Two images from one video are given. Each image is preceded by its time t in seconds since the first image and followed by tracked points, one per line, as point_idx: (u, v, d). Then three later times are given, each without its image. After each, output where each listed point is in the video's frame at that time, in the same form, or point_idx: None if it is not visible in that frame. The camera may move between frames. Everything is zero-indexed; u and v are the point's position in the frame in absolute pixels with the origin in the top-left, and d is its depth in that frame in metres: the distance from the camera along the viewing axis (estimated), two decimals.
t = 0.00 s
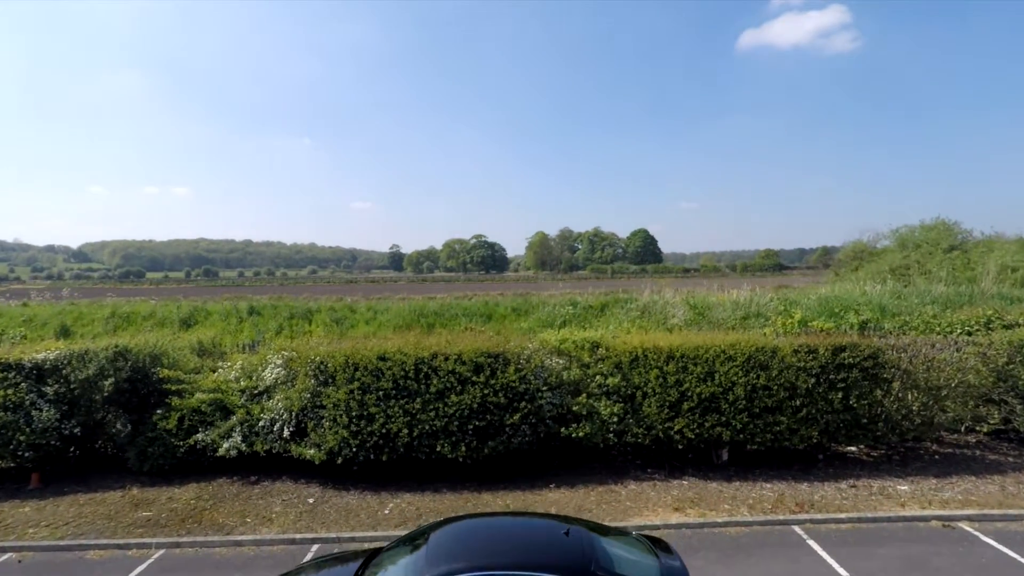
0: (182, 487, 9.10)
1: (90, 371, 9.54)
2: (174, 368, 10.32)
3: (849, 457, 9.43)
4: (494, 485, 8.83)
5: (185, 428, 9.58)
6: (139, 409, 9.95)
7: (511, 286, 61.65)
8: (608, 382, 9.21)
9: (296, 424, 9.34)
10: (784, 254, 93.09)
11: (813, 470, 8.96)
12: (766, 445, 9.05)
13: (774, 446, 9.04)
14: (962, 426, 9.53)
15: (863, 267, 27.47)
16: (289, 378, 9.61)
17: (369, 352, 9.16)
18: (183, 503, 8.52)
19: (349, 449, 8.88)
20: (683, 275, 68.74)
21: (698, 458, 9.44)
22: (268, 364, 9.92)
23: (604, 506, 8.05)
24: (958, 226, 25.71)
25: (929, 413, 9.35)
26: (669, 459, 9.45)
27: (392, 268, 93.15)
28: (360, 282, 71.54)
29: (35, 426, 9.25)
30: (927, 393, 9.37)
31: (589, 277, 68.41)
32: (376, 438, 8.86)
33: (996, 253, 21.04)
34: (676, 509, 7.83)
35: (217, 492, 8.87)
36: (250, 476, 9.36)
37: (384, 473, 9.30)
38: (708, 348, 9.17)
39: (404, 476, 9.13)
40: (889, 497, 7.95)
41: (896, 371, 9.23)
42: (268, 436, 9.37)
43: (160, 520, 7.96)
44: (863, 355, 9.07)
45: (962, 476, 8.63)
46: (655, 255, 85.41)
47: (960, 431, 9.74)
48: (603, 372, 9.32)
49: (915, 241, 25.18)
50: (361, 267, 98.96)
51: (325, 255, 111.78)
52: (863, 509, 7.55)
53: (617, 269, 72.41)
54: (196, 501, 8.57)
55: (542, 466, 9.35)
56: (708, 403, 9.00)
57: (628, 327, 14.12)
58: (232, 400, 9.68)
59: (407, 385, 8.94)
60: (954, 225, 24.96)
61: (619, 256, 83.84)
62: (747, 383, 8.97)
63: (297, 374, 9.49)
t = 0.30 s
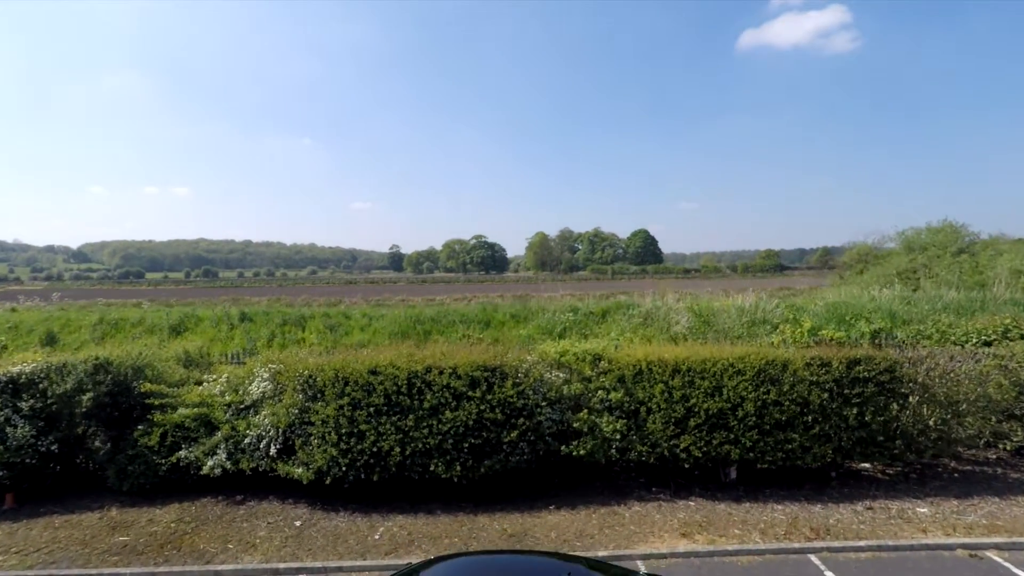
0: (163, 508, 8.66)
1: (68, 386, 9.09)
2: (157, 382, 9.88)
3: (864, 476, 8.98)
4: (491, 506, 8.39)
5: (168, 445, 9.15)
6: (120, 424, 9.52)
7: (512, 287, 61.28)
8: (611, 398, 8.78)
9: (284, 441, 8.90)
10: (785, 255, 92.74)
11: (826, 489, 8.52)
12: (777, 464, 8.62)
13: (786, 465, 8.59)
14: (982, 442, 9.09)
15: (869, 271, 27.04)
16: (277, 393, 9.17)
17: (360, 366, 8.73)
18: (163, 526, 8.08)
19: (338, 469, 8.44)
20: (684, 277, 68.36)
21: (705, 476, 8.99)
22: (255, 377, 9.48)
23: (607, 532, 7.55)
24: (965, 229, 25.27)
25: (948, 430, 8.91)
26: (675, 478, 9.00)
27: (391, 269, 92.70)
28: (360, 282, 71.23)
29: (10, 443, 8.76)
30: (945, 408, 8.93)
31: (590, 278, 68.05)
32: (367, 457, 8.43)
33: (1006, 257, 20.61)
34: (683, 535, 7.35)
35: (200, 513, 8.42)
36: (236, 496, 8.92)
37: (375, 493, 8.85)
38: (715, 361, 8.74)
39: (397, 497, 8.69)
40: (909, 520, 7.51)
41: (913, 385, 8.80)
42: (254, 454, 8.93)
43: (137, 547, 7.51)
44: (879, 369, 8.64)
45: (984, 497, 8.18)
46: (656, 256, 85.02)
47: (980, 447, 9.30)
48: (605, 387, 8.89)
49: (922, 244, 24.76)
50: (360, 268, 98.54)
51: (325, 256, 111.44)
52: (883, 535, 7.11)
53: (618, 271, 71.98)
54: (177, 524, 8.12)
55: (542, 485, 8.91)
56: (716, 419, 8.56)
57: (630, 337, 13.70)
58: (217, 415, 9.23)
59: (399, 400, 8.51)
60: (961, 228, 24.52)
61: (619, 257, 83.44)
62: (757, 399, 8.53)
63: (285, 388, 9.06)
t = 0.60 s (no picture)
0: (140, 533, 8.19)
1: (41, 403, 8.60)
2: (137, 398, 9.40)
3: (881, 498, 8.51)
4: (487, 531, 7.93)
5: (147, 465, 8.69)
6: (98, 442, 9.03)
7: (513, 287, 60.88)
8: (614, 416, 8.30)
9: (268, 461, 8.42)
10: (787, 256, 92.30)
11: (842, 513, 8.05)
12: (790, 487, 8.15)
13: (799, 488, 8.12)
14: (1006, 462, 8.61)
15: (876, 275, 26.55)
16: (261, 410, 8.69)
17: (350, 382, 8.27)
18: (139, 553, 7.61)
19: (325, 491, 7.97)
20: (686, 278, 67.94)
21: (713, 498, 8.52)
22: (239, 393, 9.01)
23: (610, 562, 7.05)
24: (975, 233, 24.77)
25: (971, 450, 8.43)
26: (681, 500, 8.53)
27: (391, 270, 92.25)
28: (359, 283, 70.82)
29: None
30: (968, 427, 8.44)
31: (590, 279, 67.61)
32: (356, 480, 7.96)
33: (1019, 263, 20.10)
34: (693, 566, 6.86)
35: (179, 539, 7.95)
36: (217, 519, 8.44)
37: (365, 516, 8.38)
38: (724, 378, 8.27)
39: (388, 521, 8.22)
40: (934, 550, 7.02)
41: (934, 403, 8.33)
42: (237, 475, 8.47)
43: None
44: (898, 386, 8.16)
45: (1010, 523, 7.70)
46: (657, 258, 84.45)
47: (1003, 467, 8.82)
48: (607, 404, 8.43)
49: (930, 249, 24.27)
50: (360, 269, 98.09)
51: (325, 256, 111.03)
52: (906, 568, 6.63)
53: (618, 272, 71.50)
54: (153, 551, 7.65)
55: (541, 508, 8.44)
56: (725, 439, 8.09)
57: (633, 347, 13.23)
58: (199, 433, 8.76)
59: (390, 419, 8.04)
60: (971, 232, 24.02)
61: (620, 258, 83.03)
62: (769, 418, 8.06)
63: (270, 405, 8.58)
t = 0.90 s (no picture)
0: (112, 565, 7.68)
1: (6, 425, 8.05)
2: (111, 418, 8.89)
3: (902, 525, 7.98)
4: (481, 563, 7.42)
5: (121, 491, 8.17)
6: (69, 466, 8.51)
7: (513, 289, 60.43)
8: (616, 439, 7.80)
9: (249, 487, 7.91)
10: (789, 258, 91.80)
11: (861, 544, 7.54)
12: (805, 515, 7.64)
13: (815, 516, 7.60)
14: None
15: (883, 279, 26.03)
16: (242, 432, 8.17)
17: (335, 403, 7.77)
18: None
19: (308, 521, 7.47)
20: (687, 279, 67.47)
21: (723, 526, 8.00)
22: (219, 413, 8.49)
23: None
24: (984, 237, 24.24)
25: (999, 476, 7.89)
26: (689, 528, 8.02)
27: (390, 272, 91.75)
28: (358, 285, 70.38)
29: None
30: (995, 451, 7.91)
31: (591, 281, 67.16)
32: (341, 508, 7.47)
33: None
34: None
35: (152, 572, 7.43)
36: (195, 548, 7.94)
37: (352, 546, 7.87)
38: (734, 398, 7.77)
39: (376, 551, 7.72)
40: None
41: (960, 426, 7.79)
42: (215, 502, 7.95)
43: None
44: (920, 408, 7.64)
45: None
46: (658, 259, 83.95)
47: None
48: (610, 426, 7.92)
49: (939, 254, 23.75)
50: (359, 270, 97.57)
51: (324, 257, 110.65)
52: None
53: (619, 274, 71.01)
54: None
55: (539, 537, 7.92)
56: (735, 465, 7.59)
57: (635, 359, 12.73)
58: (175, 457, 8.24)
59: (377, 444, 7.54)
60: (981, 237, 23.49)
61: (621, 259, 82.56)
62: (782, 442, 7.55)
63: (251, 427, 8.06)
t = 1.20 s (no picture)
0: None
1: None
2: (80, 443, 8.35)
3: (927, 562, 7.43)
4: None
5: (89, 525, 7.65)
6: (35, 496, 7.97)
7: (513, 290, 59.93)
8: (619, 470, 7.25)
9: (224, 522, 7.36)
10: (791, 258, 91.19)
11: None
12: (824, 553, 7.08)
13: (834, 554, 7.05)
14: None
15: (891, 284, 25.46)
16: (217, 460, 7.60)
17: (316, 430, 7.19)
18: None
19: (286, 560, 6.93)
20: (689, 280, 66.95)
21: (734, 562, 7.45)
22: (194, 440, 7.93)
23: None
24: (995, 240, 23.66)
25: None
26: (697, 565, 7.47)
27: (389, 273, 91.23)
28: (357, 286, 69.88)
29: None
30: None
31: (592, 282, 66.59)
32: (322, 546, 6.94)
33: None
34: None
35: None
36: None
37: None
38: (746, 426, 7.21)
39: None
40: None
41: (991, 457, 7.22)
42: (188, 537, 7.40)
43: None
44: (949, 437, 7.09)
45: None
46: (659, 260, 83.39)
47: None
48: (612, 456, 7.37)
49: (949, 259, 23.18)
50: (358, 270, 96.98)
51: (323, 257, 110.14)
52: None
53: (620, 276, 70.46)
54: None
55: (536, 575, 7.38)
56: (747, 499, 7.03)
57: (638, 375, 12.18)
58: (147, 487, 7.69)
59: (362, 476, 6.99)
60: (992, 242, 22.92)
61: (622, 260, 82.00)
62: (799, 475, 6.99)
63: (226, 456, 7.49)
